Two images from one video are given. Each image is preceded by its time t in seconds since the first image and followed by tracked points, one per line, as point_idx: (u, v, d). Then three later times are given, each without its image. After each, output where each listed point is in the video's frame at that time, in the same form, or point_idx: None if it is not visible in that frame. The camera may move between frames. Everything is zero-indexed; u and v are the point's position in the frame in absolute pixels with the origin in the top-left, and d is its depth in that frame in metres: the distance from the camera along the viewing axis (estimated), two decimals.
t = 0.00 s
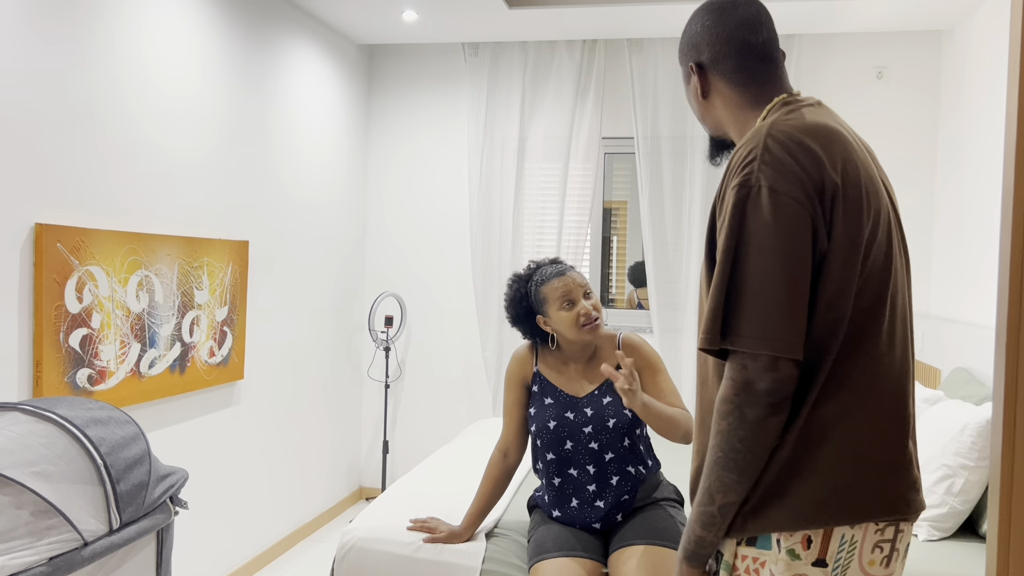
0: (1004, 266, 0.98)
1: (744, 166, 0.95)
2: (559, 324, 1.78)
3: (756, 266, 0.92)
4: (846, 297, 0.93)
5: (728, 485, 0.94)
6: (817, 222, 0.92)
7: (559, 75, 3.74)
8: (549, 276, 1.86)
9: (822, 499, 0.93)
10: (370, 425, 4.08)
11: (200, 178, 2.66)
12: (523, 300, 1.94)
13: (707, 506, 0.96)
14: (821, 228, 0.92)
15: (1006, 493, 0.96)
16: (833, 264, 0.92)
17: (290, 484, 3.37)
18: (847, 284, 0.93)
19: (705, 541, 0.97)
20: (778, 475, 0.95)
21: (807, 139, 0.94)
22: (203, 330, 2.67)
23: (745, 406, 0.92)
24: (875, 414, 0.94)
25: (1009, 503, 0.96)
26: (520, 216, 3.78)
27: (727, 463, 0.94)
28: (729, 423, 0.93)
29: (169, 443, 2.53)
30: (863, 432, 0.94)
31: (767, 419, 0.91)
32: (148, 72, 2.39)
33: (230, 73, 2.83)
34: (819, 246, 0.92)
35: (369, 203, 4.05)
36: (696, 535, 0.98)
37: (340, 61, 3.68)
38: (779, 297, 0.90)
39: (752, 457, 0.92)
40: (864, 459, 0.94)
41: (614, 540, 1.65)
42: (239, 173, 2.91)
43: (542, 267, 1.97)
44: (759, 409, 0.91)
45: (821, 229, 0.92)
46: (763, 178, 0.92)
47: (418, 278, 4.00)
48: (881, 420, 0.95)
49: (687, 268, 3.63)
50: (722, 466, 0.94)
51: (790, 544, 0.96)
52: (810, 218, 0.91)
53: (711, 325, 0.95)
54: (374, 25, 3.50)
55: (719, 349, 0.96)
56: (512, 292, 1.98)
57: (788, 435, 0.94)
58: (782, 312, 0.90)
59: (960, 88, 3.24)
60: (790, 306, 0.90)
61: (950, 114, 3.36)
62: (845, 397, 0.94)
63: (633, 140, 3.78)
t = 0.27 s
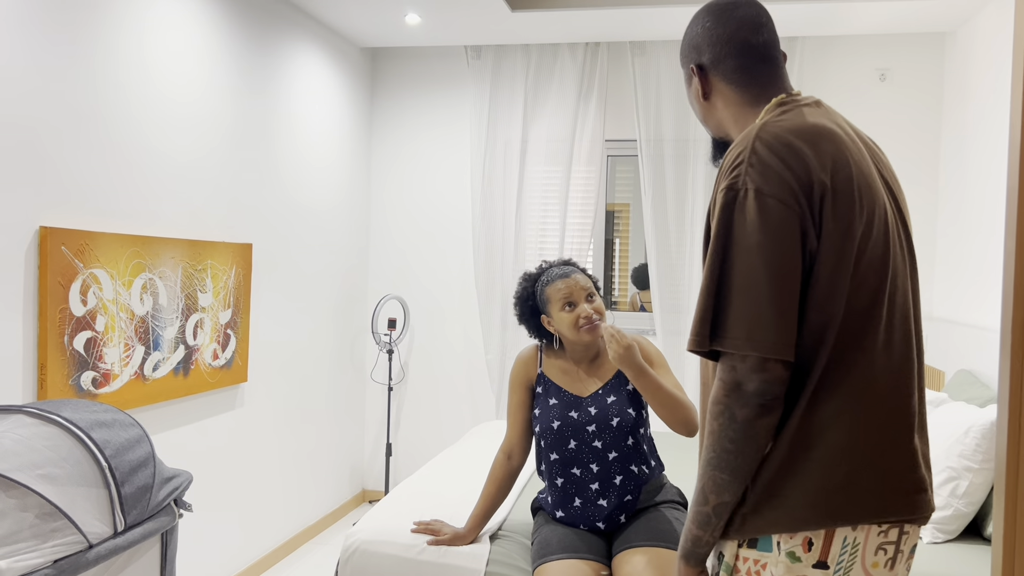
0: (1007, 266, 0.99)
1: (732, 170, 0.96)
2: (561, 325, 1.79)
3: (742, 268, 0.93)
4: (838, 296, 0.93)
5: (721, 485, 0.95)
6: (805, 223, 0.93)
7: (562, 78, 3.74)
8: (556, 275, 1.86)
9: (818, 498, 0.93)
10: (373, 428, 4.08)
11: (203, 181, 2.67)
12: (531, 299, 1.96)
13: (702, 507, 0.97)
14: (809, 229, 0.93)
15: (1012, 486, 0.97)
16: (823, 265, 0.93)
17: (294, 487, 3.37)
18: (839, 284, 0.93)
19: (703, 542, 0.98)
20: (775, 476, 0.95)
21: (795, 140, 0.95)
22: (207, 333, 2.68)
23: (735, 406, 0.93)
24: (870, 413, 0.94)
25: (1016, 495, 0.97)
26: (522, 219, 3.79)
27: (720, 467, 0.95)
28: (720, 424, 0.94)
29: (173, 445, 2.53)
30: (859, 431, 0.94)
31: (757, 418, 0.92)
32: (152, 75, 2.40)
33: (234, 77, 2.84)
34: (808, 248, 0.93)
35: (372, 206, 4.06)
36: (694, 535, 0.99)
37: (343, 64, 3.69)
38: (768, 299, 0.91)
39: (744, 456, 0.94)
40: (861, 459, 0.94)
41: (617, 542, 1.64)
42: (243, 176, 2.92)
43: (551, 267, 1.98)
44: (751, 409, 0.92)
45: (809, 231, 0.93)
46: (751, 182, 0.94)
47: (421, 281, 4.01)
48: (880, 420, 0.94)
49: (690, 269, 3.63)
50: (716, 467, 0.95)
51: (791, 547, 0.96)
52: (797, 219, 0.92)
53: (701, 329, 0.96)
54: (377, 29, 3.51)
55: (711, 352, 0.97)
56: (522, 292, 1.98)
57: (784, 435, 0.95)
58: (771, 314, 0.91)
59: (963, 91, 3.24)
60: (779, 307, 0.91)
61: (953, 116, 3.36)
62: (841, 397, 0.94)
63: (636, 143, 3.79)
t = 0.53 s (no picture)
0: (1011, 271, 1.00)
1: (730, 178, 0.97)
2: (569, 327, 1.79)
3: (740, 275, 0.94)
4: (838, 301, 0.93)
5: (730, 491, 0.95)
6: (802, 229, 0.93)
7: (563, 79, 3.74)
8: (563, 277, 1.85)
9: (833, 498, 0.93)
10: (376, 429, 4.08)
11: (206, 183, 2.67)
12: (535, 301, 1.95)
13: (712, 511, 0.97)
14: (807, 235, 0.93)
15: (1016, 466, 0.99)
16: (822, 270, 0.93)
17: (296, 488, 3.37)
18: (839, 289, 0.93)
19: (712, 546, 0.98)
20: (790, 479, 0.96)
21: (793, 145, 0.95)
22: (210, 334, 2.68)
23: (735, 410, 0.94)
24: (881, 414, 0.93)
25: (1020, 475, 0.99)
26: (524, 220, 3.78)
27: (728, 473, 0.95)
28: (724, 430, 0.95)
29: (176, 447, 2.53)
30: (871, 432, 0.93)
31: (758, 425, 0.92)
32: (155, 77, 2.40)
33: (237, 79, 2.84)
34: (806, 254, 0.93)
35: (375, 208, 4.06)
36: (701, 541, 0.99)
37: (345, 65, 3.69)
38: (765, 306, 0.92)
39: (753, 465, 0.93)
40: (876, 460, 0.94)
41: (619, 542, 1.64)
42: (245, 178, 2.92)
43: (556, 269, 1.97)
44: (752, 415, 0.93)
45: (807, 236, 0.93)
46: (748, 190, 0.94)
47: (423, 282, 4.01)
48: (891, 420, 0.94)
49: (693, 271, 3.63)
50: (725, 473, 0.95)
51: (813, 548, 0.96)
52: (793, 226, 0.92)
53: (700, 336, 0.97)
54: (379, 30, 3.52)
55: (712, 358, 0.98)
56: (525, 293, 1.98)
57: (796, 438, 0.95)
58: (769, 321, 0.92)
59: (966, 92, 3.23)
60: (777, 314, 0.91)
61: (956, 116, 3.36)
62: (850, 398, 0.93)
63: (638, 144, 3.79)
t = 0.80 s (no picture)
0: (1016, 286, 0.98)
1: (787, 168, 0.98)
2: (572, 326, 1.78)
3: (801, 262, 0.95)
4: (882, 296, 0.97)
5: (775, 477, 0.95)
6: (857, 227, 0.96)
7: (565, 80, 3.74)
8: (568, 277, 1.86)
9: (873, 487, 0.97)
10: (378, 431, 4.08)
11: (207, 184, 2.67)
12: (539, 301, 1.94)
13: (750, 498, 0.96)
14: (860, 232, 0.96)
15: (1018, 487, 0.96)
16: (872, 263, 0.96)
17: (299, 490, 3.37)
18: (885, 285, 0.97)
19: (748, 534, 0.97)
20: (833, 463, 0.98)
21: (845, 142, 0.98)
22: (212, 336, 2.68)
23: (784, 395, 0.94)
24: (917, 406, 0.98)
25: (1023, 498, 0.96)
26: (526, 221, 3.78)
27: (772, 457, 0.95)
28: (772, 410, 0.95)
29: (178, 449, 2.53)
30: (909, 425, 0.97)
31: (810, 406, 0.93)
32: (157, 79, 2.40)
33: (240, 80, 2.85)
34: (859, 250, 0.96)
35: (376, 209, 4.06)
36: (738, 524, 0.98)
37: (346, 66, 3.68)
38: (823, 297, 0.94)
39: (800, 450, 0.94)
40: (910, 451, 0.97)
41: (621, 544, 1.64)
42: (249, 178, 2.92)
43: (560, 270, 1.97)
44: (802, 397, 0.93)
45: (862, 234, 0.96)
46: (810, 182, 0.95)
47: (425, 284, 4.01)
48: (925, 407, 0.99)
49: (695, 272, 3.62)
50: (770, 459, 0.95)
51: (851, 534, 0.99)
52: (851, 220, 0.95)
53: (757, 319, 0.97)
54: (380, 32, 3.52)
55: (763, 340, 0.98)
56: (527, 293, 1.97)
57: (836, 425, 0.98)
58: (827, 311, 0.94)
59: (968, 93, 3.23)
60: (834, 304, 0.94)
61: (958, 117, 3.35)
62: (889, 390, 0.97)
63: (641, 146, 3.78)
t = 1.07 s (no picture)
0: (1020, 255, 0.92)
1: (836, 173, 0.98)
2: (575, 326, 1.78)
3: (858, 263, 0.95)
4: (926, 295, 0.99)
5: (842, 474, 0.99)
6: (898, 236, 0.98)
7: (566, 81, 3.74)
8: (566, 279, 1.87)
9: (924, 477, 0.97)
10: (378, 432, 4.08)
11: (207, 185, 2.66)
12: (539, 302, 1.94)
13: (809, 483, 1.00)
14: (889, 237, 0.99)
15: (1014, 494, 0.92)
16: (917, 261, 0.98)
17: (299, 491, 3.37)
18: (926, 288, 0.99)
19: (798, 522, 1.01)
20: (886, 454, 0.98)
21: (886, 151, 1.00)
22: (212, 337, 2.68)
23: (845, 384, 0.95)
24: (956, 398, 1.00)
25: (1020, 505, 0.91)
26: (526, 223, 3.78)
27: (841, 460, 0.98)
28: (832, 406, 0.96)
29: (178, 450, 2.53)
30: (949, 413, 0.99)
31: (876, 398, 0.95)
32: (157, 82, 2.40)
33: (241, 80, 2.85)
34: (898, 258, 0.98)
35: (376, 210, 4.06)
36: (798, 511, 1.00)
37: (346, 68, 3.68)
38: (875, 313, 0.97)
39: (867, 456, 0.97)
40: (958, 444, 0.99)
41: (623, 547, 1.64)
42: (250, 179, 2.92)
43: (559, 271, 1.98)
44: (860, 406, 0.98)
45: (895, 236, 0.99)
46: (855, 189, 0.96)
47: (425, 285, 4.01)
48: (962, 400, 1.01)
49: (695, 272, 3.62)
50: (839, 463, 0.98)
51: (902, 529, 0.98)
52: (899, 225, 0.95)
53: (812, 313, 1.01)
54: (379, 33, 3.51)
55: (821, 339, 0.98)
56: (527, 294, 1.97)
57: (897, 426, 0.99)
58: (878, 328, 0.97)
59: (968, 95, 3.23)
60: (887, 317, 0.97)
61: (958, 119, 3.35)
62: (936, 383, 0.99)
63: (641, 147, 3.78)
